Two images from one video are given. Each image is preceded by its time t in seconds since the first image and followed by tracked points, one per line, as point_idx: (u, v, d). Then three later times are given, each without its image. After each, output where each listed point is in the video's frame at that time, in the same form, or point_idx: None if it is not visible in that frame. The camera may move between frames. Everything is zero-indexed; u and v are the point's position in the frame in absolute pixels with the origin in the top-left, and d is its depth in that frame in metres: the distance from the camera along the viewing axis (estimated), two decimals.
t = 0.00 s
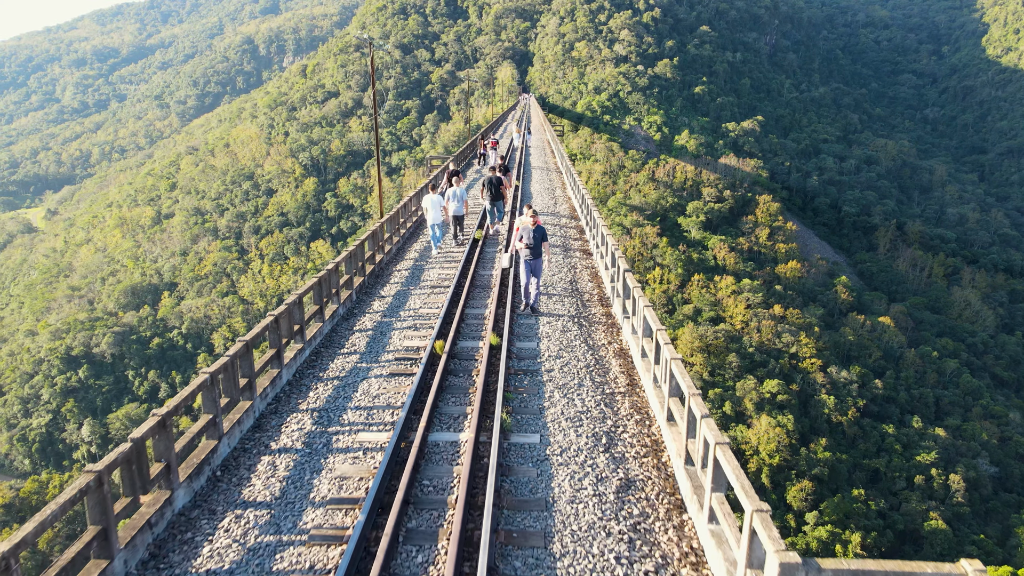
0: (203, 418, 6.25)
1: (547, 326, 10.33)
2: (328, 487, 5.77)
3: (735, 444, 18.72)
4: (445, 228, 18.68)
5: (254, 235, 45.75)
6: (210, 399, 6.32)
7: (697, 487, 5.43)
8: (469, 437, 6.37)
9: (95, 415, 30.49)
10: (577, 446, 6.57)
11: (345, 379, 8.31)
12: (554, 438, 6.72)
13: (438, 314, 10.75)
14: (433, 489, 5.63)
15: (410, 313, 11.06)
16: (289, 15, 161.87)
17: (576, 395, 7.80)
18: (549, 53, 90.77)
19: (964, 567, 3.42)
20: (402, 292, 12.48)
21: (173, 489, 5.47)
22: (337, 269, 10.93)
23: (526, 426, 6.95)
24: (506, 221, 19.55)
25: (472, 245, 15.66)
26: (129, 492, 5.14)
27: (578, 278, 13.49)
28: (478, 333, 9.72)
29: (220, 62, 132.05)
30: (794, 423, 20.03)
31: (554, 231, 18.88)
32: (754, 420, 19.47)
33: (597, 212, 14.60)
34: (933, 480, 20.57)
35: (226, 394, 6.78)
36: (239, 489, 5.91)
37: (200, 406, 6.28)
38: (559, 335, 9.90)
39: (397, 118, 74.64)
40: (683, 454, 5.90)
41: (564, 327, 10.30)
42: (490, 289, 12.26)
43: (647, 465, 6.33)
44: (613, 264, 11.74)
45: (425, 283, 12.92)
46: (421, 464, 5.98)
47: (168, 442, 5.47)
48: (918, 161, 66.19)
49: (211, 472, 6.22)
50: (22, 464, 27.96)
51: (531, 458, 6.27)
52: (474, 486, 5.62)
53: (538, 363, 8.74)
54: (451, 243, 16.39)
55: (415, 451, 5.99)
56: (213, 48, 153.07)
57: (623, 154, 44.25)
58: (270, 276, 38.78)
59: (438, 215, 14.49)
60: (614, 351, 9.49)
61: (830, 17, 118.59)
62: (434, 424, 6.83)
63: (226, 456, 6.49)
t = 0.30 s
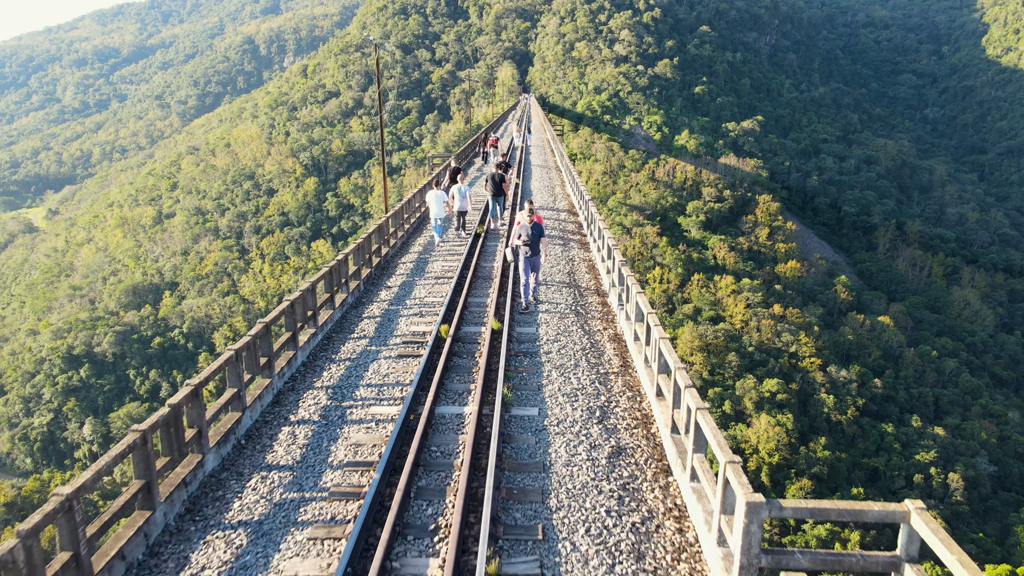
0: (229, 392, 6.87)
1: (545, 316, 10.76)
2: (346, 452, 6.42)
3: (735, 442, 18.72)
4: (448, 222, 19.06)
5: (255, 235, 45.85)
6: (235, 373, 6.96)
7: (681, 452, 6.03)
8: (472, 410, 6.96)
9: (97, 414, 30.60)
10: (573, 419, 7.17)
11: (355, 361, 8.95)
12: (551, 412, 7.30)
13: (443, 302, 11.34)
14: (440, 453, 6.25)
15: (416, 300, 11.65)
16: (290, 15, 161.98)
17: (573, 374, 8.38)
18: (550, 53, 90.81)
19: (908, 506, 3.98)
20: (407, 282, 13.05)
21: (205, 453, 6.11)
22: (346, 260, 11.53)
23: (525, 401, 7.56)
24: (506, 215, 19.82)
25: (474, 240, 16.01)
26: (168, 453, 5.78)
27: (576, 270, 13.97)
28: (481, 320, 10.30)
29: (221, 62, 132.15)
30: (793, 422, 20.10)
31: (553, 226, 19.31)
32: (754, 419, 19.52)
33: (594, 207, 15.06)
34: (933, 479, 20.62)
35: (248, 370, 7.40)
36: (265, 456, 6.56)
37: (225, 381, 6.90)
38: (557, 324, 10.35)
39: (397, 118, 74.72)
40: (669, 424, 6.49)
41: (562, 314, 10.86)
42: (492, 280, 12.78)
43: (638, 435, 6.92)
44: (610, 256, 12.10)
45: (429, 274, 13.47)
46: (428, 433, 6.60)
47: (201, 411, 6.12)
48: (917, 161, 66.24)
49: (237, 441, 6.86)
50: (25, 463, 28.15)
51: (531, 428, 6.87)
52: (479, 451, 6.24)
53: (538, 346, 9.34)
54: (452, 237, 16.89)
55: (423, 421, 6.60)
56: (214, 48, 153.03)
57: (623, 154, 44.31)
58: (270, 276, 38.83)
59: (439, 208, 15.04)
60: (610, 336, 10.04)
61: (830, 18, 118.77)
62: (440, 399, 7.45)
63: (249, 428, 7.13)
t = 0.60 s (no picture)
0: (248, 370, 7.66)
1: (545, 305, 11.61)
2: (359, 425, 7.19)
3: (734, 441, 18.95)
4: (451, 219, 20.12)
5: (256, 234, 45.97)
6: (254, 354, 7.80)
7: (667, 424, 6.75)
8: (476, 386, 7.76)
9: (98, 413, 30.67)
10: (569, 396, 7.96)
11: (365, 346, 9.81)
12: (549, 390, 8.11)
13: (446, 293, 12.23)
14: (445, 426, 7.01)
15: (421, 291, 12.55)
16: (291, 15, 162.00)
17: (571, 359, 9.17)
18: (550, 53, 90.90)
19: (869, 462, 4.37)
20: (412, 274, 13.96)
21: (228, 425, 6.87)
22: (353, 253, 12.45)
23: (525, 380, 8.38)
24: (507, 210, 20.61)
25: (476, 235, 16.90)
26: (197, 424, 6.52)
27: (575, 265, 14.83)
28: (482, 309, 11.18)
29: (222, 62, 132.14)
30: (793, 421, 20.16)
31: (551, 221, 19.96)
32: (754, 418, 19.58)
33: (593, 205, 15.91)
34: (932, 478, 20.71)
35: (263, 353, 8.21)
36: (285, 428, 7.34)
37: (245, 361, 7.70)
38: (556, 313, 11.20)
39: (397, 118, 74.77)
40: (658, 399, 7.25)
41: (560, 305, 11.70)
42: (493, 273, 13.64)
43: (630, 411, 7.69)
44: (607, 250, 12.91)
45: (433, 267, 14.34)
46: (435, 408, 7.37)
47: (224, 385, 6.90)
48: (917, 161, 66.29)
49: (256, 417, 7.66)
50: (25, 462, 28.20)
51: (530, 404, 7.66)
52: (481, 423, 6.98)
53: (537, 334, 10.16)
54: (456, 229, 18.02)
55: (430, 398, 7.37)
56: (215, 47, 153.03)
57: (623, 154, 44.34)
58: (271, 275, 38.86)
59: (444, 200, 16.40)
60: (605, 324, 10.86)
61: (830, 18, 118.95)
62: (445, 379, 8.26)
63: (268, 403, 7.98)
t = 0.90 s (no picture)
0: (263, 354, 8.21)
1: (543, 296, 12.10)
2: (369, 403, 7.69)
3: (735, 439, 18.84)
4: (452, 214, 20.86)
5: (257, 234, 46.11)
6: (269, 339, 8.34)
7: (659, 402, 7.21)
8: (479, 368, 8.25)
9: (99, 413, 30.74)
10: (565, 378, 8.45)
11: (372, 333, 10.36)
12: (547, 372, 8.62)
13: (448, 285, 12.79)
14: (450, 404, 7.49)
15: (425, 284, 13.13)
16: (291, 15, 161.97)
17: (568, 345, 9.67)
18: (550, 53, 91.04)
19: (839, 430, 4.64)
20: (416, 268, 14.55)
21: (247, 403, 7.39)
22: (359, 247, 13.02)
23: (525, 364, 8.88)
24: (506, 206, 21.07)
25: (477, 231, 17.48)
26: (218, 401, 7.03)
27: (573, 258, 15.34)
28: (484, 299, 11.72)
29: (222, 62, 132.13)
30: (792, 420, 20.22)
31: (550, 217, 20.39)
32: (753, 418, 19.64)
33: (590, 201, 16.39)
34: (931, 477, 20.81)
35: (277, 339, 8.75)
36: (300, 408, 7.87)
37: (261, 345, 8.23)
38: (555, 304, 11.67)
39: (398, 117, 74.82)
40: (649, 379, 7.70)
41: (558, 296, 12.23)
42: (494, 266, 14.20)
43: (625, 391, 8.17)
44: (604, 244, 13.35)
45: (436, 261, 14.91)
46: (439, 388, 7.86)
47: (245, 365, 7.43)
48: (917, 160, 66.35)
49: (272, 397, 8.17)
50: (27, 462, 28.32)
51: (529, 385, 8.16)
52: (484, 401, 7.46)
53: (536, 322, 10.67)
54: (458, 225, 19.02)
55: (435, 378, 7.86)
56: (216, 47, 152.98)
57: (623, 154, 44.36)
58: (272, 275, 38.86)
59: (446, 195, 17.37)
60: (602, 313, 11.38)
61: (830, 18, 119.06)
62: (449, 362, 8.78)
63: (282, 384, 8.53)
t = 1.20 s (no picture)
0: (276, 341, 8.75)
1: (544, 290, 12.69)
2: (377, 386, 8.25)
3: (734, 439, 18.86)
4: (454, 211, 21.32)
5: (257, 233, 46.20)
6: (280, 326, 8.90)
7: (652, 386, 7.84)
8: (481, 355, 8.85)
9: (100, 412, 30.83)
10: (563, 365, 9.09)
11: (378, 324, 10.92)
12: (546, 360, 9.26)
13: (450, 279, 13.37)
14: (453, 387, 8.06)
15: (427, 278, 13.73)
16: (292, 15, 161.93)
17: (566, 335, 10.30)
18: (550, 53, 91.10)
19: (815, 406, 5.25)
20: (419, 263, 15.16)
21: (262, 385, 7.90)
22: (365, 241, 13.57)
23: (524, 352, 9.51)
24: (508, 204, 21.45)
25: (478, 227, 18.04)
26: (235, 382, 7.57)
27: (571, 254, 15.94)
28: (485, 292, 12.31)
29: (223, 62, 132.21)
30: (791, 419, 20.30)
31: (548, 214, 20.81)
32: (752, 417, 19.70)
33: (589, 200, 16.94)
34: (930, 476, 20.88)
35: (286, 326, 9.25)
36: (312, 390, 8.42)
37: (273, 332, 8.74)
38: (554, 298, 12.26)
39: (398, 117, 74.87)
40: (643, 366, 8.33)
41: (557, 290, 12.85)
42: (495, 261, 14.79)
43: (619, 377, 8.80)
44: (601, 240, 13.88)
45: (438, 257, 15.49)
46: (444, 373, 8.43)
47: (259, 349, 7.92)
48: (917, 160, 66.41)
49: (284, 380, 8.73)
50: (29, 460, 28.48)
51: (529, 371, 8.81)
52: (486, 385, 8.06)
53: (535, 314, 11.31)
54: (460, 221, 19.62)
55: (439, 364, 8.43)
56: (216, 47, 152.95)
57: (623, 154, 44.37)
58: (273, 275, 38.85)
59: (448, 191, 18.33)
60: (599, 306, 12.03)
61: (830, 18, 119.16)
62: (453, 349, 9.36)
63: (293, 369, 9.08)
